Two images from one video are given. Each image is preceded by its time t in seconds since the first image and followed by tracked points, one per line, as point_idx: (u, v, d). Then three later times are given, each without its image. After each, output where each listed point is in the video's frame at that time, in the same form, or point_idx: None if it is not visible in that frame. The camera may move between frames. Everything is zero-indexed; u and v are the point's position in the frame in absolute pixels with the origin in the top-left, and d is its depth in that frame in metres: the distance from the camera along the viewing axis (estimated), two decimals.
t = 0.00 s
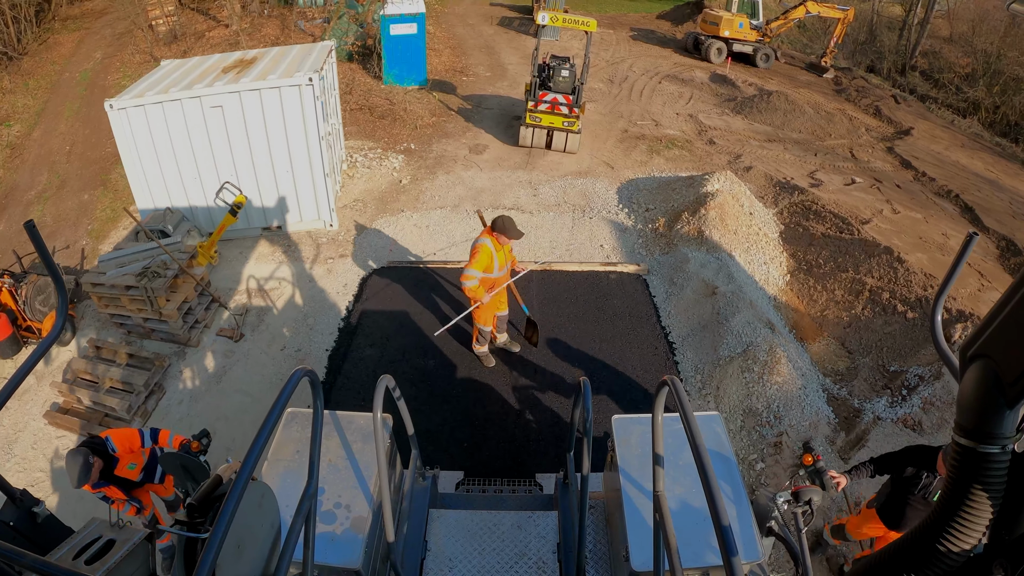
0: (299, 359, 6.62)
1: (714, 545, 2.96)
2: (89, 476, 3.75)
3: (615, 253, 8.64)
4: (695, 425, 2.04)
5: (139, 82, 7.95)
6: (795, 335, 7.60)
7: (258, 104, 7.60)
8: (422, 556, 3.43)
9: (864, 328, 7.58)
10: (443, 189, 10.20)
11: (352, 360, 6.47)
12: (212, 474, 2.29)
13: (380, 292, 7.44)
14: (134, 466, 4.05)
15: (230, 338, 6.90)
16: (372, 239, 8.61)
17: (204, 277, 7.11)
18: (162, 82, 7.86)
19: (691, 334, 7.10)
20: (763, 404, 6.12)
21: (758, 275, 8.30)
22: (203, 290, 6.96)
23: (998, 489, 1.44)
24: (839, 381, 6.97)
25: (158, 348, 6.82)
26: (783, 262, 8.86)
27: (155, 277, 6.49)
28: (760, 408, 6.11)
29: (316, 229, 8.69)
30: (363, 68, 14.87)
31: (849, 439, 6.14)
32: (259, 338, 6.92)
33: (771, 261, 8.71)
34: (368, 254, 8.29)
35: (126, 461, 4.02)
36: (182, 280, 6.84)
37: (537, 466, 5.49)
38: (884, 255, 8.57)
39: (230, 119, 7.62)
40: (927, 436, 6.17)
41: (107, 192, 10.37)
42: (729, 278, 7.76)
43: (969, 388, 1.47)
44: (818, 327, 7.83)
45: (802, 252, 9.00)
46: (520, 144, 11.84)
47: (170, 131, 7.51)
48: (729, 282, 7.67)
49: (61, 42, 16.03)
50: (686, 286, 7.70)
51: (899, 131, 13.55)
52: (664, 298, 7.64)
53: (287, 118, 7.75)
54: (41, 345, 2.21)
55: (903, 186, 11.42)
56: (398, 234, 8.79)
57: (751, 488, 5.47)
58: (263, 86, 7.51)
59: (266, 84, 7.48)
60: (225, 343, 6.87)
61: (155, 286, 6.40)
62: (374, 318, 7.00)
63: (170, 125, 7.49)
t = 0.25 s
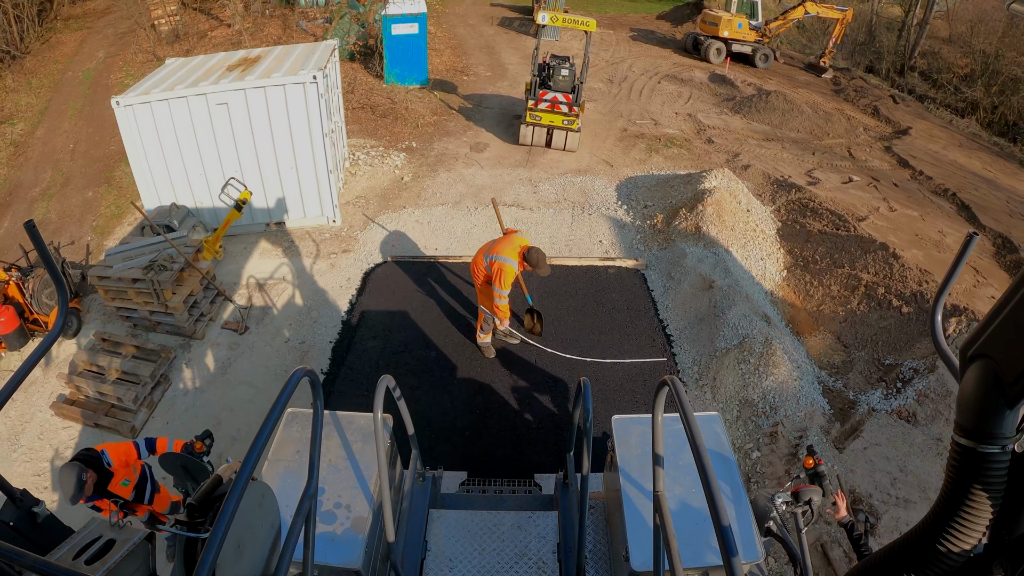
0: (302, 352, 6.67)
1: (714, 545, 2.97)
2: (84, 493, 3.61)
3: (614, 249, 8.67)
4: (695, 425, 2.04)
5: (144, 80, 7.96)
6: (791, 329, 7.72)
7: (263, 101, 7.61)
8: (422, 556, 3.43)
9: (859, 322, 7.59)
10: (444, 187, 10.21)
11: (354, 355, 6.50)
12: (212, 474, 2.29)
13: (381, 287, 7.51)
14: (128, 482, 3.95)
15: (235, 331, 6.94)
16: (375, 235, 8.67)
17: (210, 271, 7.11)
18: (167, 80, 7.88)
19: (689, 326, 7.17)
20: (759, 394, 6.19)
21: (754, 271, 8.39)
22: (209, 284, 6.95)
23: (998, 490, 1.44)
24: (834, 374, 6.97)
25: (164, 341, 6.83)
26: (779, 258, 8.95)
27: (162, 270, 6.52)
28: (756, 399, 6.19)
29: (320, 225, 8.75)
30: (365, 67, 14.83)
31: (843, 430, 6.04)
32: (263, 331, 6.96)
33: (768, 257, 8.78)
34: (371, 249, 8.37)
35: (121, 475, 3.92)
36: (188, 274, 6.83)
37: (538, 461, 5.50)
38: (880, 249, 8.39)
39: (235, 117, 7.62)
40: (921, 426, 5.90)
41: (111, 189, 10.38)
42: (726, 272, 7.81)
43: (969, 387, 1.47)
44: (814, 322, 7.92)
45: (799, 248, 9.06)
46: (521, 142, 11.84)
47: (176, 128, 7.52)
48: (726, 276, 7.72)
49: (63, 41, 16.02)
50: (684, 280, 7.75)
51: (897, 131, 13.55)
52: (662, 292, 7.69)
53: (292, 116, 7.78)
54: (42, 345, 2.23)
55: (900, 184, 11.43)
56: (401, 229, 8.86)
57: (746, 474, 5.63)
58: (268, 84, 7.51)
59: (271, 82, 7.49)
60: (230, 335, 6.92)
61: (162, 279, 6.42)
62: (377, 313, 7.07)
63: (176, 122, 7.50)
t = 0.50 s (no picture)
0: (306, 344, 6.74)
1: (713, 545, 2.97)
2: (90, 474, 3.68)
3: (612, 245, 8.71)
4: (695, 425, 2.04)
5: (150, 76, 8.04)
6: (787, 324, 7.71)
7: (267, 98, 7.71)
8: (422, 556, 3.43)
9: (854, 317, 7.57)
10: (445, 184, 10.22)
11: (355, 352, 6.51)
12: (212, 474, 2.29)
13: (384, 282, 7.59)
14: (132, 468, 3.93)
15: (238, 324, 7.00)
16: (376, 231, 8.70)
17: (214, 264, 7.20)
18: (173, 76, 7.96)
19: (686, 319, 7.25)
20: (755, 385, 6.26)
21: (750, 266, 8.44)
22: (214, 277, 7.04)
23: (998, 490, 1.44)
24: (830, 367, 7.02)
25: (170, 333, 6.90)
26: (776, 254, 8.92)
27: (168, 264, 6.61)
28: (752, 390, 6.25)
29: (322, 221, 8.81)
30: (366, 66, 14.79)
31: (838, 420, 6.03)
32: (267, 326, 6.99)
33: (764, 252, 8.80)
34: (373, 244, 8.42)
35: (125, 461, 3.88)
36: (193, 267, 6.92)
37: (538, 457, 5.52)
38: (874, 245, 8.45)
39: (239, 113, 7.72)
40: (916, 419, 5.94)
41: (114, 186, 10.39)
42: (723, 267, 7.90)
43: (969, 387, 1.47)
44: (809, 317, 7.90)
45: (795, 245, 9.03)
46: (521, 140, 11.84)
47: (181, 125, 7.63)
48: (722, 271, 7.81)
49: (65, 41, 16.02)
50: (681, 275, 7.85)
51: (895, 130, 13.55)
52: (659, 286, 7.79)
53: (295, 113, 7.86)
54: (40, 345, 2.23)
55: (896, 183, 11.43)
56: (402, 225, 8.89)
57: (742, 463, 5.64)
58: (272, 81, 7.61)
59: (275, 79, 7.58)
60: (234, 328, 6.97)
61: (167, 272, 6.50)
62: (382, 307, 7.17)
63: (181, 118, 7.60)
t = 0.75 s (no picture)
0: (309, 335, 6.80)
1: (713, 545, 2.97)
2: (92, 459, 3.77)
3: (610, 240, 8.74)
4: (695, 425, 2.04)
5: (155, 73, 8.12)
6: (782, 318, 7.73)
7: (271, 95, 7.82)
8: (422, 555, 3.43)
9: (849, 312, 7.66)
10: (447, 180, 10.27)
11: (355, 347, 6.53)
12: (211, 474, 2.28)
13: (386, 275, 7.65)
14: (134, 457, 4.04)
15: (242, 316, 7.06)
16: (378, 226, 8.76)
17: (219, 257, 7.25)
18: (178, 72, 8.03)
19: (683, 313, 7.30)
20: (751, 376, 6.31)
21: (747, 262, 8.45)
22: (218, 270, 7.08)
23: (997, 489, 1.44)
24: (826, 361, 7.06)
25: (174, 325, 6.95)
26: (773, 251, 8.96)
27: (173, 256, 6.63)
28: (747, 380, 6.30)
29: (324, 216, 8.86)
30: (367, 64, 14.79)
31: (831, 412, 6.10)
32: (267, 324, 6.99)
33: (761, 249, 8.83)
34: (374, 239, 8.45)
35: (125, 451, 3.99)
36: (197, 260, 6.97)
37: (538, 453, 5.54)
38: (870, 243, 8.67)
39: (244, 109, 7.82)
40: (910, 411, 5.95)
41: (117, 181, 10.40)
42: (719, 262, 7.98)
43: (969, 387, 1.47)
44: (805, 311, 7.93)
45: (791, 241, 9.09)
46: (520, 138, 11.84)
47: (185, 120, 7.70)
48: (719, 266, 7.87)
49: (66, 38, 16.01)
50: (678, 270, 7.91)
51: (893, 130, 13.57)
52: (656, 280, 7.83)
53: (299, 109, 7.97)
54: (39, 343, 2.23)
55: (894, 182, 11.44)
56: (404, 220, 8.93)
57: (737, 452, 5.74)
58: (276, 77, 7.73)
59: (280, 75, 7.70)
60: (238, 321, 7.04)
61: (172, 264, 6.54)
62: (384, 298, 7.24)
63: (185, 114, 7.67)
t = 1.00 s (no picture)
0: (313, 328, 6.89)
1: (713, 544, 2.97)
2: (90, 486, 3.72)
3: (611, 235, 8.78)
4: (695, 425, 2.04)
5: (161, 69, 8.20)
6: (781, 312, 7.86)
7: (276, 92, 7.89)
8: (422, 556, 3.43)
9: (847, 307, 7.79)
10: (449, 176, 10.33)
11: (357, 344, 6.55)
12: (211, 474, 2.27)
13: (388, 269, 7.76)
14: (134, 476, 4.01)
15: (248, 309, 7.16)
16: (381, 221, 8.86)
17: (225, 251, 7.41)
18: (185, 69, 8.12)
19: (682, 306, 7.35)
20: (749, 368, 6.45)
21: (747, 258, 8.54)
22: (224, 264, 7.22)
23: (998, 489, 1.44)
24: (823, 355, 7.15)
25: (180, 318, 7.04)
26: (772, 247, 9.05)
27: (180, 250, 6.81)
28: (745, 372, 6.44)
29: (329, 212, 8.93)
30: (369, 62, 14.80)
31: (827, 404, 6.23)
32: (268, 323, 6.99)
33: (760, 245, 8.91)
34: (378, 234, 8.54)
35: (125, 472, 3.96)
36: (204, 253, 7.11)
37: (539, 449, 5.55)
38: (867, 239, 8.76)
39: (250, 105, 7.91)
40: (905, 403, 6.12)
41: (123, 177, 10.43)
42: (718, 257, 8.04)
43: (969, 387, 1.47)
44: (803, 306, 8.06)
45: (790, 237, 9.18)
46: (521, 136, 11.86)
47: (192, 116, 7.79)
48: (718, 261, 7.95)
49: (70, 36, 16.02)
50: (678, 264, 7.96)
51: (892, 130, 13.56)
52: (656, 274, 7.88)
53: (303, 106, 8.04)
54: (40, 343, 2.22)
55: (892, 180, 11.44)
56: (408, 217, 9.03)
57: (734, 441, 5.82)
58: (281, 75, 7.79)
59: (285, 73, 7.77)
60: (243, 313, 7.13)
61: (179, 258, 6.70)
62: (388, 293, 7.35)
63: (192, 110, 7.76)
